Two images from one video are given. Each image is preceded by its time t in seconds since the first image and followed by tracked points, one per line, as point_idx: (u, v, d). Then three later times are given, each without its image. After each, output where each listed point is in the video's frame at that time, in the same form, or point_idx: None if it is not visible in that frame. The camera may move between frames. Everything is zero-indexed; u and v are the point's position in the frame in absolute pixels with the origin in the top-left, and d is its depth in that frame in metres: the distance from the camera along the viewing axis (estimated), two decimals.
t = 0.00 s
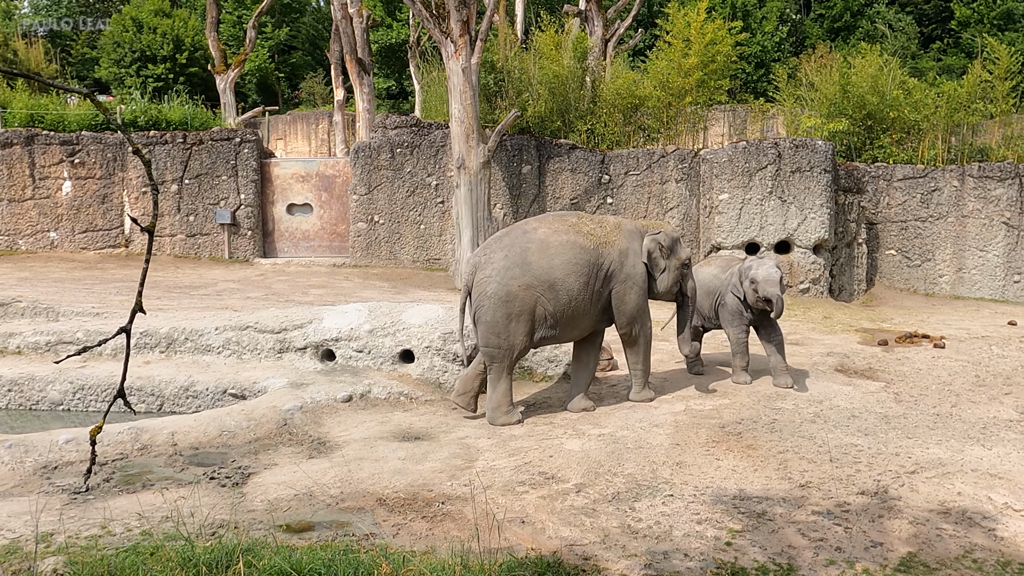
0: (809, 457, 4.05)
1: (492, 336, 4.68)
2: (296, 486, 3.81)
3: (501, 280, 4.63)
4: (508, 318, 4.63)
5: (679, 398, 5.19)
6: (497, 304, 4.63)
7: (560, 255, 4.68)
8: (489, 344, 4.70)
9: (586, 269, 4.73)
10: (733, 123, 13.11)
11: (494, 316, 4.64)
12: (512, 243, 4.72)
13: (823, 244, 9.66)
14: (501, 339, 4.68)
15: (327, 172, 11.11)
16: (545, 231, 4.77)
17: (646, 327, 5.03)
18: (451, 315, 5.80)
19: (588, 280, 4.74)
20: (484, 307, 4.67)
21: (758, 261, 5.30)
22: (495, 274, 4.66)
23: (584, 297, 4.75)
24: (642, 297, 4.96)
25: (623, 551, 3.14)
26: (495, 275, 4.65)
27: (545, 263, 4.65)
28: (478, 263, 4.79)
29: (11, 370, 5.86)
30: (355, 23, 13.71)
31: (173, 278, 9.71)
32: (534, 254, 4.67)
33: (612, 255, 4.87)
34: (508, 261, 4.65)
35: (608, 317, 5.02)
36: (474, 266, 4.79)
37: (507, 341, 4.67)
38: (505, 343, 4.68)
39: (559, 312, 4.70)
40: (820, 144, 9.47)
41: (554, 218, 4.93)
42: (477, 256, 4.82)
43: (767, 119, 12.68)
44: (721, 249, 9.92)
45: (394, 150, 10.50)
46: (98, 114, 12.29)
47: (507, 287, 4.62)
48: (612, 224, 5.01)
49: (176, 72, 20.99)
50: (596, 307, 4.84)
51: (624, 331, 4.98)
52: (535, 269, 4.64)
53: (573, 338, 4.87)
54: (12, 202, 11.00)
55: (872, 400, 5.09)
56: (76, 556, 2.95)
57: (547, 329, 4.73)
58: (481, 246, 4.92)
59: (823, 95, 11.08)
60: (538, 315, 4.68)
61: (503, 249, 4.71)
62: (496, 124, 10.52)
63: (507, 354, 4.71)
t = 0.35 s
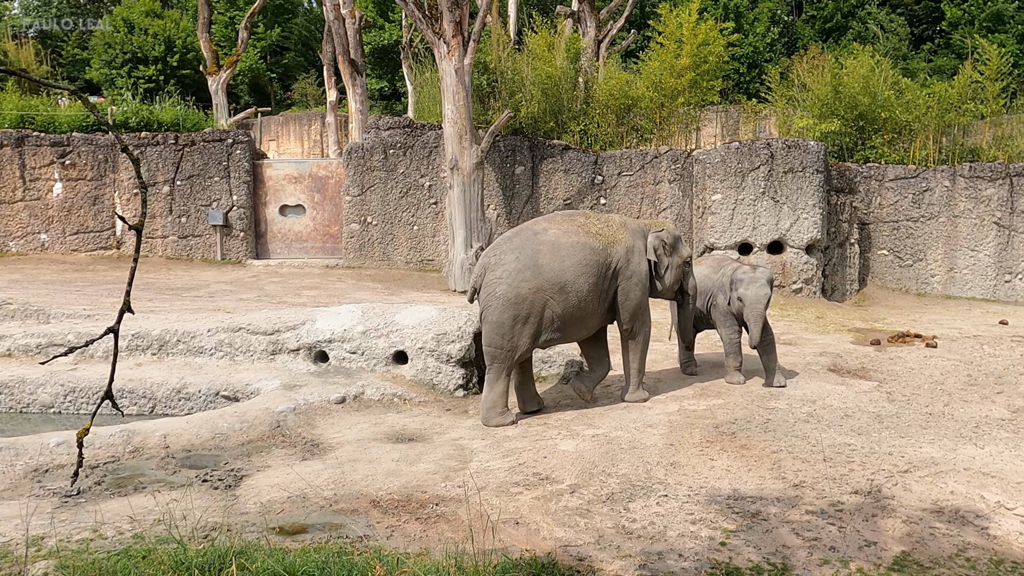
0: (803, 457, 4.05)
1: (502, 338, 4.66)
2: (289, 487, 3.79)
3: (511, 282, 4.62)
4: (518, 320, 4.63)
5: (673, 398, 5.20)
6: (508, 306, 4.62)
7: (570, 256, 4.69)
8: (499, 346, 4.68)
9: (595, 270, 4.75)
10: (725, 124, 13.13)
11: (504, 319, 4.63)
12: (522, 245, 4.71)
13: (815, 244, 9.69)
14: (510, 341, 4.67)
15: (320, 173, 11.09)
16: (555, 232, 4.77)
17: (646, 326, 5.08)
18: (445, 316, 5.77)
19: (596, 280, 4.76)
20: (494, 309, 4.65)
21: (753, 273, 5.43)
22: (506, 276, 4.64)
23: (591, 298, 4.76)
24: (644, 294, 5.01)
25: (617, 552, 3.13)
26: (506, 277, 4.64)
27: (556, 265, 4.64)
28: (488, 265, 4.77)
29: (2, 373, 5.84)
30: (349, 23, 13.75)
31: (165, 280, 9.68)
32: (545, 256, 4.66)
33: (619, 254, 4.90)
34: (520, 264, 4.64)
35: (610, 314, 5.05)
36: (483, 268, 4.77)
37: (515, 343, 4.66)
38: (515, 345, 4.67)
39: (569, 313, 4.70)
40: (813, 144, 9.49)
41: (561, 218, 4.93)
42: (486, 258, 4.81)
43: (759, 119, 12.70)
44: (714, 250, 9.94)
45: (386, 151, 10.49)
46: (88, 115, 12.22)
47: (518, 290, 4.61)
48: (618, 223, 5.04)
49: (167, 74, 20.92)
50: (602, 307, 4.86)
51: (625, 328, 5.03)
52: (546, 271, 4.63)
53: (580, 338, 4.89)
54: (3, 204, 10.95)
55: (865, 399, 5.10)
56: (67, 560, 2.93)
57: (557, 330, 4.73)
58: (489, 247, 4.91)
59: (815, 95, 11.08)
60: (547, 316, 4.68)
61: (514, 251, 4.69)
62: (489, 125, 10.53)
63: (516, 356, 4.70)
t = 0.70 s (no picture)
0: (793, 458, 4.06)
1: (502, 339, 4.66)
2: (280, 490, 3.78)
3: (513, 285, 4.63)
4: (519, 322, 4.64)
5: (664, 400, 5.21)
6: (509, 309, 4.62)
7: (571, 259, 4.71)
8: (499, 348, 4.68)
9: (595, 272, 4.78)
10: (717, 126, 13.18)
11: (505, 322, 4.63)
12: (524, 248, 4.72)
13: (806, 245, 9.71)
14: (510, 342, 4.67)
15: (311, 175, 11.07)
16: (556, 235, 4.79)
17: (640, 327, 5.11)
18: (437, 318, 5.77)
19: (596, 281, 4.80)
20: (495, 311, 4.65)
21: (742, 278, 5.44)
22: (507, 279, 4.65)
23: (590, 299, 4.80)
24: (640, 294, 5.05)
25: (608, 553, 3.14)
26: (508, 280, 4.64)
27: (558, 268, 4.66)
28: (489, 267, 4.77)
29: None
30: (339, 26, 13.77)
31: (155, 282, 9.64)
32: (546, 258, 4.68)
33: (618, 254, 4.94)
34: (521, 266, 4.65)
35: (606, 315, 5.07)
36: (484, 271, 4.77)
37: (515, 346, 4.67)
38: (514, 347, 4.68)
39: (569, 315, 4.73)
40: (803, 147, 9.52)
41: (561, 220, 4.96)
42: (487, 260, 4.81)
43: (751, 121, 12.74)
44: (705, 252, 9.96)
45: (379, 152, 10.48)
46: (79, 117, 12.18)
47: (519, 293, 4.62)
48: (616, 224, 5.09)
49: (158, 76, 20.87)
50: (600, 308, 4.90)
51: (620, 328, 5.05)
52: (548, 274, 4.65)
53: (577, 339, 4.91)
54: None
55: (855, 400, 5.12)
56: (56, 564, 2.92)
57: (556, 331, 4.74)
58: (489, 249, 4.91)
59: (806, 97, 11.14)
60: (547, 319, 4.69)
61: (516, 254, 4.70)
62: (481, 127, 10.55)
63: (514, 358, 4.70)
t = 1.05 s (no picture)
0: (783, 459, 4.08)
1: (501, 341, 4.66)
2: (270, 493, 3.77)
3: (513, 287, 4.62)
4: (518, 324, 4.64)
5: (654, 402, 5.22)
6: (509, 311, 4.62)
7: (571, 261, 4.71)
8: (497, 348, 4.68)
9: (593, 274, 4.80)
10: (708, 129, 13.24)
11: (505, 324, 4.63)
12: (524, 250, 4.71)
13: (797, 248, 9.75)
14: (509, 343, 4.67)
15: (303, 177, 11.06)
16: (556, 237, 4.79)
17: (634, 327, 5.13)
18: (428, 321, 5.77)
19: (594, 283, 4.81)
20: (495, 313, 4.64)
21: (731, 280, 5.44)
22: (508, 281, 4.64)
23: (588, 301, 4.81)
24: (635, 295, 5.07)
25: (598, 555, 3.14)
26: (508, 282, 4.64)
27: (558, 271, 4.66)
28: (489, 269, 4.75)
29: None
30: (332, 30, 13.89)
31: (145, 284, 9.60)
32: (547, 260, 4.67)
33: (615, 256, 4.96)
34: (522, 269, 4.64)
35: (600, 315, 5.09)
36: (484, 273, 4.76)
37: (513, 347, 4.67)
38: (512, 348, 4.68)
39: (567, 317, 4.74)
40: (793, 150, 9.54)
41: (560, 222, 4.96)
42: (487, 261, 4.79)
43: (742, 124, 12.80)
44: (696, 254, 9.98)
45: (371, 154, 10.48)
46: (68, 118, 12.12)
47: (519, 295, 4.61)
48: (614, 226, 5.10)
49: (148, 76, 20.82)
50: (596, 308, 4.92)
51: (614, 327, 5.07)
52: (548, 276, 4.64)
53: (573, 339, 4.92)
54: None
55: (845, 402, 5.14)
56: (43, 569, 2.90)
57: (554, 333, 4.76)
58: (489, 250, 4.89)
59: (797, 100, 11.21)
60: (546, 321, 4.70)
61: (517, 256, 4.69)
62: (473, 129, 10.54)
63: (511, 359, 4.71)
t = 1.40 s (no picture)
0: (775, 462, 4.09)
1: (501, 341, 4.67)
2: (263, 496, 3.77)
3: (513, 288, 4.63)
4: (518, 324, 4.65)
5: (646, 404, 5.23)
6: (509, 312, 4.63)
7: (569, 262, 4.73)
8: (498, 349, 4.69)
9: (590, 274, 4.82)
10: (699, 132, 13.28)
11: (505, 324, 4.64)
12: (523, 251, 4.72)
13: (788, 251, 9.78)
14: (509, 343, 4.68)
15: (294, 178, 11.03)
16: (554, 238, 4.81)
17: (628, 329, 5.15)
18: (421, 323, 5.77)
19: (591, 284, 4.84)
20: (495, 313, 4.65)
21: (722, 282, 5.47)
22: (508, 282, 4.65)
23: (584, 302, 4.83)
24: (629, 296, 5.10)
25: (591, 558, 3.15)
26: (508, 283, 4.65)
27: (557, 271, 4.68)
28: (487, 270, 4.76)
29: None
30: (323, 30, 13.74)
31: (136, 287, 9.57)
32: (545, 262, 4.69)
33: (611, 257, 4.98)
34: (521, 270, 4.65)
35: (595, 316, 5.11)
36: (483, 273, 4.75)
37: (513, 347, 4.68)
38: (512, 348, 4.69)
39: (565, 318, 4.76)
40: (785, 153, 9.58)
41: (556, 223, 4.98)
42: (486, 262, 4.79)
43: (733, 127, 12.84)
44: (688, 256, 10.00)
45: (362, 157, 10.47)
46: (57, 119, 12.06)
47: (519, 296, 4.62)
48: (609, 227, 5.13)
49: (138, 77, 20.74)
50: (591, 310, 4.94)
51: (608, 329, 5.08)
52: (547, 277, 4.66)
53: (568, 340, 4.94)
54: None
55: (835, 404, 5.16)
56: (34, 573, 2.89)
57: (552, 333, 4.77)
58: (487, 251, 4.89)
59: (787, 104, 11.27)
60: (545, 321, 4.71)
61: (516, 257, 4.70)
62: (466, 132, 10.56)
63: (511, 360, 4.72)
